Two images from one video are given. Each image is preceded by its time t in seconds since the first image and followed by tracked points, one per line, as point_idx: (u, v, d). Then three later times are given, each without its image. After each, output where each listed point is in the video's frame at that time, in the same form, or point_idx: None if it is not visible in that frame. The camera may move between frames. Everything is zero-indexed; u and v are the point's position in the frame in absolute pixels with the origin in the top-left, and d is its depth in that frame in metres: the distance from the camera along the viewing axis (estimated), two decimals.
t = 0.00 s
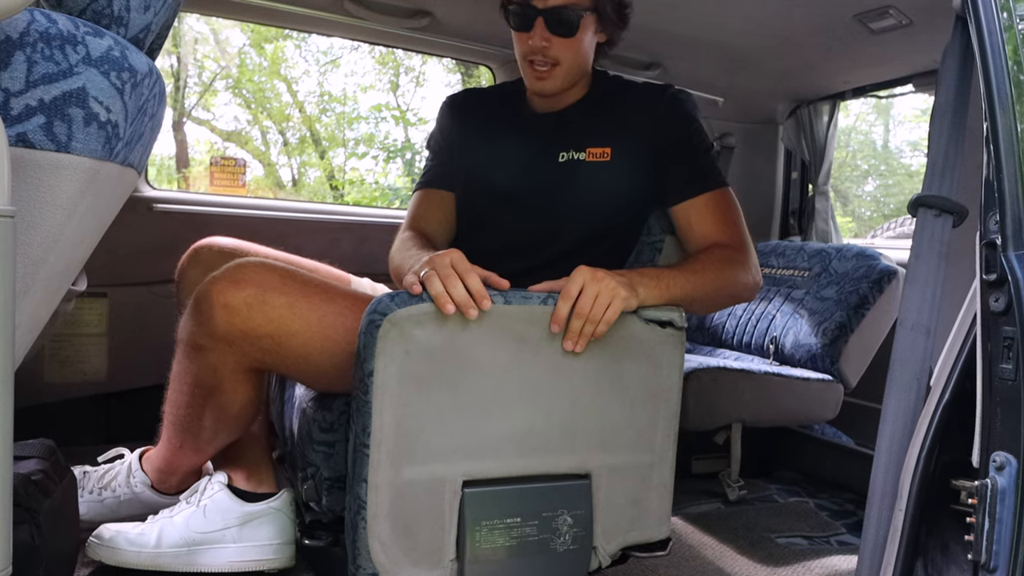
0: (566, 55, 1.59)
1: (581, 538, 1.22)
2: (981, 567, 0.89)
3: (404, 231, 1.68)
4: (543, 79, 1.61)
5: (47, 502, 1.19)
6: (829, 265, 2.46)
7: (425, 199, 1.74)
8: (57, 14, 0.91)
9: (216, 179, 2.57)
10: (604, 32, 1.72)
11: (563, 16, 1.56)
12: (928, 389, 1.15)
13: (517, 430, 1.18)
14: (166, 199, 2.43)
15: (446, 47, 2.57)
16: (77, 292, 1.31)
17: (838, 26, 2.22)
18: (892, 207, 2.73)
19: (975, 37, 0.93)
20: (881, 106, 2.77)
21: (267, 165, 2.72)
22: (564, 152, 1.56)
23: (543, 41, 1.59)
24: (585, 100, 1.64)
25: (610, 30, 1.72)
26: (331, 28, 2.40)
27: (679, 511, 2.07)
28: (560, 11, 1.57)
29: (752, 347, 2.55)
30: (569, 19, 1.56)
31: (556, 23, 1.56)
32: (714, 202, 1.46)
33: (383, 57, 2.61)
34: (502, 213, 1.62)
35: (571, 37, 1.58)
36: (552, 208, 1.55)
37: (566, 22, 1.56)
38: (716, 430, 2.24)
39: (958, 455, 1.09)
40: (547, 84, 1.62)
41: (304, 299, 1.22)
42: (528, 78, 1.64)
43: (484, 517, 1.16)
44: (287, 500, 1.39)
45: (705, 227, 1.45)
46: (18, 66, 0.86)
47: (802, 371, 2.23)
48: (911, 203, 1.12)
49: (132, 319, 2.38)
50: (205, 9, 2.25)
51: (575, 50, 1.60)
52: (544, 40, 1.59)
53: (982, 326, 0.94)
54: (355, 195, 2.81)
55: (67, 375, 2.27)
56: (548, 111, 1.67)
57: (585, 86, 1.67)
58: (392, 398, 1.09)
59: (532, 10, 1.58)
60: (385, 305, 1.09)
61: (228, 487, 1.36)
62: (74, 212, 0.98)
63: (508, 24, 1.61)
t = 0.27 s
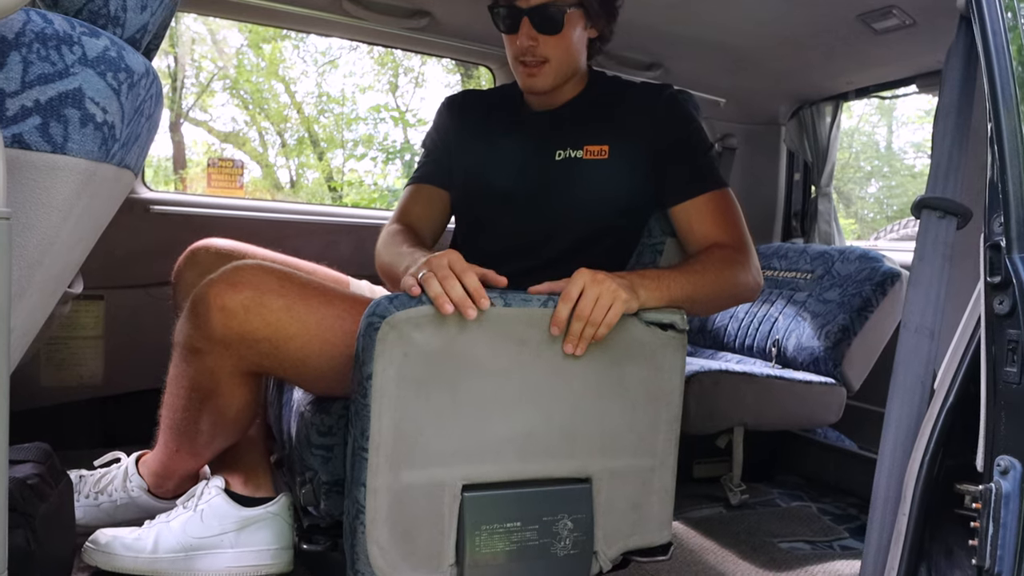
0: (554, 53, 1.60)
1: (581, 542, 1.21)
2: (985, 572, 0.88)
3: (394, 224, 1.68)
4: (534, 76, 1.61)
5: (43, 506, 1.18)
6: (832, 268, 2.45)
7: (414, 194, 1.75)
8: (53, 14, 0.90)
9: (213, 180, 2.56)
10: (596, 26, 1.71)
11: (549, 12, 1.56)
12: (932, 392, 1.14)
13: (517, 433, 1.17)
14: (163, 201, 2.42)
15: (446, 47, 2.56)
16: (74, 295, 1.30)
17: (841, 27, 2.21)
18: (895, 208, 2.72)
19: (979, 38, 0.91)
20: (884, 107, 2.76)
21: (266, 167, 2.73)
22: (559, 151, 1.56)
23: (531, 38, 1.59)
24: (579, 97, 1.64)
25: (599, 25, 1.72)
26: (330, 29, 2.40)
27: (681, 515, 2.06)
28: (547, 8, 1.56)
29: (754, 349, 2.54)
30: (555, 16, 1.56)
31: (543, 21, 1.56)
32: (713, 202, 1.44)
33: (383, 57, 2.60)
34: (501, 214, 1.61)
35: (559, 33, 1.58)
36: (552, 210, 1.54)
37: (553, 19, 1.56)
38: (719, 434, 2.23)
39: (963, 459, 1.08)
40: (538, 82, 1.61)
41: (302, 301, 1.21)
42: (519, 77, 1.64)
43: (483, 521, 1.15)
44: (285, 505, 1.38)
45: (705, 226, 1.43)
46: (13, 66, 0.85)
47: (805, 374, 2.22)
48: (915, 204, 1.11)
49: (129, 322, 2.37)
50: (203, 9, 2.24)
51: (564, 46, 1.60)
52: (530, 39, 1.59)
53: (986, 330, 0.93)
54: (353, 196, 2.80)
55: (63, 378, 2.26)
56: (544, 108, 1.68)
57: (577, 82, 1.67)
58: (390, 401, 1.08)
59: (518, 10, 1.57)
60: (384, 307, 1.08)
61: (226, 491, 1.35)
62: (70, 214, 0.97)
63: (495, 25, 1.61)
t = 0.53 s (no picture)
0: (554, 55, 1.59)
1: (582, 547, 1.20)
2: None
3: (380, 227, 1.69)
4: (533, 78, 1.60)
5: (39, 510, 1.17)
6: (835, 270, 2.44)
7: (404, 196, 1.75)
8: (49, 14, 0.89)
9: (212, 182, 2.54)
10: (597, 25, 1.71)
11: (548, 14, 1.57)
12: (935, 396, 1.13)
13: (517, 437, 1.16)
14: (160, 203, 2.42)
15: (444, 48, 2.55)
16: (70, 297, 1.29)
17: (843, 27, 2.20)
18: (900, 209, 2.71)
19: (983, 38, 0.90)
20: (888, 108, 2.75)
21: (264, 168, 2.69)
22: (558, 158, 1.55)
23: (530, 40, 1.58)
24: (580, 100, 1.62)
25: (599, 25, 1.72)
26: (328, 30, 2.39)
27: (682, 520, 2.05)
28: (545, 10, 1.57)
29: (756, 352, 2.53)
30: (553, 17, 1.56)
31: (542, 22, 1.56)
32: (717, 206, 1.44)
33: (382, 58, 2.59)
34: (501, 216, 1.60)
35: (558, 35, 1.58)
36: (552, 211, 1.53)
37: (551, 21, 1.56)
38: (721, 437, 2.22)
39: (967, 463, 1.07)
40: (538, 83, 1.60)
41: (301, 304, 1.21)
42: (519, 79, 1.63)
43: (483, 526, 1.14)
44: (283, 509, 1.37)
45: (709, 231, 1.43)
46: (9, 66, 0.84)
47: (807, 377, 2.22)
48: (918, 207, 1.10)
49: (127, 324, 2.36)
50: (200, 10, 2.25)
51: (564, 49, 1.60)
52: (530, 41, 1.59)
53: (989, 332, 0.92)
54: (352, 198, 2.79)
55: (59, 382, 2.25)
56: (546, 112, 1.65)
57: (578, 84, 1.65)
58: (389, 405, 1.07)
59: (514, 12, 1.58)
60: (383, 310, 1.07)
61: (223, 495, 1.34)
62: (66, 216, 0.96)
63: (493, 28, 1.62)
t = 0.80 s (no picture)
0: (563, 47, 1.57)
1: (582, 552, 1.19)
2: None
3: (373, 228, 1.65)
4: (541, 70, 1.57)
5: (35, 515, 1.16)
6: (838, 272, 2.43)
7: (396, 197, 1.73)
8: (44, 14, 0.88)
9: (209, 184, 2.53)
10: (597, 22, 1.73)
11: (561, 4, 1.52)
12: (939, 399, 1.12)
13: (517, 441, 1.15)
14: (156, 204, 2.41)
15: (444, 48, 2.54)
16: (66, 300, 1.28)
17: (846, 27, 2.18)
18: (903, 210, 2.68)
19: (986, 38, 0.89)
20: (891, 108, 2.74)
21: (261, 169, 2.74)
22: (559, 161, 1.53)
23: (541, 30, 1.54)
24: (582, 99, 1.61)
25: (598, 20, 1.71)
26: (327, 30, 2.37)
27: (684, 524, 2.04)
28: None
29: (758, 355, 2.52)
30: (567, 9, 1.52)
31: (555, 13, 1.52)
32: (718, 209, 1.44)
33: (381, 58, 2.56)
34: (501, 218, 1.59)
35: (569, 27, 1.55)
36: (553, 213, 1.52)
37: (564, 12, 1.52)
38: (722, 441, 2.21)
39: (971, 467, 1.06)
40: (545, 75, 1.58)
41: (300, 307, 1.20)
42: (525, 71, 1.59)
43: (483, 531, 1.13)
44: (281, 513, 1.37)
45: (710, 233, 1.43)
46: (4, 66, 0.83)
47: (810, 380, 2.21)
48: (922, 208, 1.09)
49: (124, 326, 2.35)
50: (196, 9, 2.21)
51: (572, 41, 1.57)
52: (541, 31, 1.54)
53: (993, 335, 0.91)
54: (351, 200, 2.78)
55: (55, 385, 2.24)
56: (547, 113, 1.63)
57: (581, 79, 1.64)
58: (389, 409, 1.06)
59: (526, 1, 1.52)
60: (382, 313, 1.06)
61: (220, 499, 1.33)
62: (62, 218, 0.95)
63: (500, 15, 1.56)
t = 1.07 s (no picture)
0: (580, 39, 1.57)
1: (583, 557, 1.18)
2: None
3: (392, 231, 1.61)
4: (557, 60, 1.56)
5: (31, 520, 1.15)
6: (841, 274, 2.42)
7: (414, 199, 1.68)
8: (40, 14, 0.87)
9: (206, 185, 2.54)
10: (610, 23, 1.75)
11: None
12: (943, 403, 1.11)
13: (517, 446, 1.14)
14: (153, 206, 2.41)
15: (443, 48, 2.54)
16: (62, 303, 1.27)
17: (849, 27, 2.18)
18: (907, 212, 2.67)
19: (991, 38, 0.88)
20: (894, 109, 2.74)
21: (259, 171, 2.66)
22: (567, 161, 1.52)
23: (562, 19, 1.54)
24: (591, 98, 1.60)
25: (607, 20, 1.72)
26: (326, 30, 2.38)
27: (686, 529, 2.03)
28: None
29: (760, 359, 2.51)
30: None
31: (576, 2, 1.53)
32: (719, 215, 1.42)
33: (380, 58, 2.58)
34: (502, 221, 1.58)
35: (587, 19, 1.55)
36: (554, 215, 1.51)
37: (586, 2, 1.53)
38: (725, 445, 2.20)
39: (975, 471, 1.05)
40: (561, 66, 1.57)
41: (298, 311, 1.19)
42: (540, 61, 1.58)
43: (483, 535, 1.12)
44: (279, 518, 1.35)
45: (710, 239, 1.41)
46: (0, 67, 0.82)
47: (813, 384, 2.20)
48: (926, 210, 1.07)
49: (121, 329, 2.34)
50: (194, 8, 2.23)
51: (588, 35, 1.57)
52: (561, 19, 1.55)
53: (998, 338, 0.90)
54: (350, 202, 2.77)
55: (51, 388, 2.23)
56: (557, 110, 1.63)
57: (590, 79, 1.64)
58: (388, 413, 1.05)
59: None
60: (381, 316, 1.05)
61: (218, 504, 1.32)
62: (59, 220, 0.94)
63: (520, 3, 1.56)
